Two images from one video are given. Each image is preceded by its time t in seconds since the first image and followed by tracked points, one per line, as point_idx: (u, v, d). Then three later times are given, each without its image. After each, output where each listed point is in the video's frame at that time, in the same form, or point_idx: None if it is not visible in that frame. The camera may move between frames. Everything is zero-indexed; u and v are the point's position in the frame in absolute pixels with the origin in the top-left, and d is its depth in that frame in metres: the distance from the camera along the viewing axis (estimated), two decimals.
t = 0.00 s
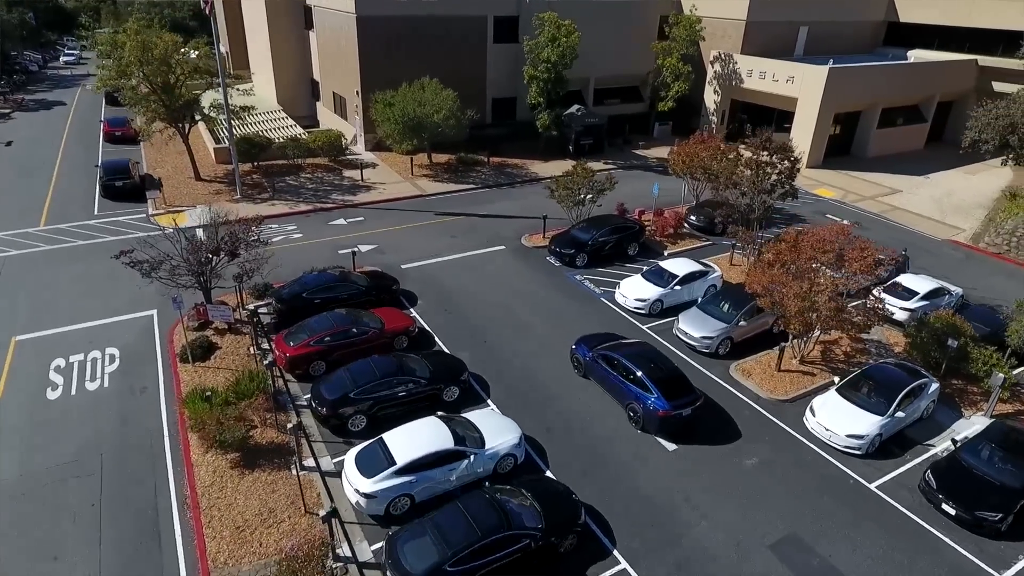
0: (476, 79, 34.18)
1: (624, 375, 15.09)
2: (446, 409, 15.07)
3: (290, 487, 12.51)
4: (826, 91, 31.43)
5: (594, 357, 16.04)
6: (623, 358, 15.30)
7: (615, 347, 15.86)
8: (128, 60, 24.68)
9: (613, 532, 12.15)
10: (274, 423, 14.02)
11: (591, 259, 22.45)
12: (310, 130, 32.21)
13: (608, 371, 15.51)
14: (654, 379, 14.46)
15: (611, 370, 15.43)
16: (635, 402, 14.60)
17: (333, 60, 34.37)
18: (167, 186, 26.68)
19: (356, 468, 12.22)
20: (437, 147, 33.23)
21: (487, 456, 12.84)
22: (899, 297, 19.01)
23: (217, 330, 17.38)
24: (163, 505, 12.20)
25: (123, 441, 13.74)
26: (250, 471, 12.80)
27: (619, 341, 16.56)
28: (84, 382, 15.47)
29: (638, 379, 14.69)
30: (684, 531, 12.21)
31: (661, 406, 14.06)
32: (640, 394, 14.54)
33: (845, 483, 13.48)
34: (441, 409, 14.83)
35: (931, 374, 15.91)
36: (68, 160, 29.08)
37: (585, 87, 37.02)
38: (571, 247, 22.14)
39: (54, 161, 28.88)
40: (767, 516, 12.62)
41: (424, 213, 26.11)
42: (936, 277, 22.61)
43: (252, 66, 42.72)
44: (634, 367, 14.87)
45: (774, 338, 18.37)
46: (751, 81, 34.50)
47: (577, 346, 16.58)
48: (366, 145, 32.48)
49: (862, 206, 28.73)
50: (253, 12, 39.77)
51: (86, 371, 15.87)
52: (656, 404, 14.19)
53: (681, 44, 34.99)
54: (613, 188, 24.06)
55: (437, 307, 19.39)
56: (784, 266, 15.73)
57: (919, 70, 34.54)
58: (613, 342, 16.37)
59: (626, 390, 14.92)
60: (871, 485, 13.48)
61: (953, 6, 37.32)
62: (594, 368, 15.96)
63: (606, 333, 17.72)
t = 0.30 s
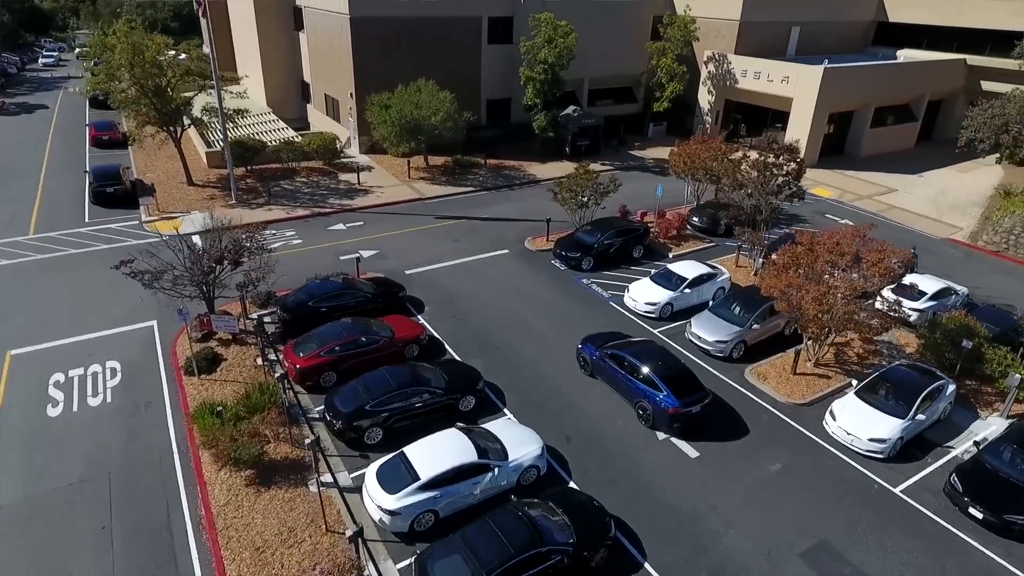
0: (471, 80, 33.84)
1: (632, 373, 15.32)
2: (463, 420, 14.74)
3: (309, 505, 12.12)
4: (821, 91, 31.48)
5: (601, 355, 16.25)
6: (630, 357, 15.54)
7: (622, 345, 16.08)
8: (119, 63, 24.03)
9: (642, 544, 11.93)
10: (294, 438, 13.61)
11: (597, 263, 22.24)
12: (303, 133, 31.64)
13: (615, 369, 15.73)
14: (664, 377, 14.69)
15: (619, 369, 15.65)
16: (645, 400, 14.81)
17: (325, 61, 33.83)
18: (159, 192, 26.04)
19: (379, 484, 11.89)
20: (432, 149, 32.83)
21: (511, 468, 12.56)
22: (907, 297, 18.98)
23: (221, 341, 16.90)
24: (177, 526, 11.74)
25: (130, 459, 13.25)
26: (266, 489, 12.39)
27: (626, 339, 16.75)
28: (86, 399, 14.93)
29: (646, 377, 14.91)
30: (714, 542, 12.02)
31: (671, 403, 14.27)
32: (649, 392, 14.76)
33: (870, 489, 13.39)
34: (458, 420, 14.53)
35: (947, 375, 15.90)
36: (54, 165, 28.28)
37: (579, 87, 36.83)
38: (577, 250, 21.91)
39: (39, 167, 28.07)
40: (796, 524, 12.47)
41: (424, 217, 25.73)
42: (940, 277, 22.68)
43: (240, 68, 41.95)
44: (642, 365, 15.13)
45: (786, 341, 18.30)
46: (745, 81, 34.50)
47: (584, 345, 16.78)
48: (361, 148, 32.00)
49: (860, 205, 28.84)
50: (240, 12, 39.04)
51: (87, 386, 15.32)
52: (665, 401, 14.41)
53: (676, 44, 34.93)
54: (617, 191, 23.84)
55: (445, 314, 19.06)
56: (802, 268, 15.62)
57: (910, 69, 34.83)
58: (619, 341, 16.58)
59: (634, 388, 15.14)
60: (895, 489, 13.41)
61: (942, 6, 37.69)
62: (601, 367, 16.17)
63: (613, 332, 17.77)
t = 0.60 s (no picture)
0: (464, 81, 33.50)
1: (639, 371, 15.45)
2: (480, 429, 14.46)
3: (330, 522, 11.75)
4: (815, 90, 31.59)
5: (606, 354, 16.35)
6: (637, 355, 15.66)
7: (627, 344, 16.20)
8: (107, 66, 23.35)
9: (673, 554, 11.75)
10: (315, 454, 13.25)
11: (602, 266, 22.09)
12: (295, 136, 31.08)
13: (622, 368, 15.83)
14: (672, 374, 14.82)
15: (625, 367, 15.77)
16: (653, 398, 14.95)
17: (316, 63, 33.28)
18: (150, 198, 25.37)
19: (403, 499, 11.56)
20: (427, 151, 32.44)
21: (536, 480, 12.31)
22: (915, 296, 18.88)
23: (225, 352, 16.43)
24: (193, 548, 11.31)
25: (140, 478, 12.76)
26: (284, 506, 11.99)
27: (631, 337, 16.83)
28: (89, 415, 14.39)
29: (654, 374, 15.06)
30: (744, 549, 11.90)
31: (680, 400, 14.43)
32: (657, 390, 14.91)
33: (894, 491, 13.36)
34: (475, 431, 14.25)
35: (960, 375, 15.98)
36: (38, 171, 27.45)
37: (573, 88, 36.66)
38: (581, 253, 21.71)
39: (23, 173, 27.22)
40: (823, 529, 12.40)
41: (423, 221, 25.36)
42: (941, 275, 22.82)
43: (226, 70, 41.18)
44: (649, 363, 15.29)
45: (797, 342, 18.28)
46: (738, 81, 34.54)
47: (589, 344, 16.86)
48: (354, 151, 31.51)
49: (857, 204, 29.01)
50: (227, 13, 38.31)
51: (89, 402, 14.77)
52: (674, 398, 14.56)
53: (669, 45, 34.92)
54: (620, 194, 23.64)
55: (453, 320, 18.74)
56: (816, 271, 15.76)
57: (899, 69, 35.19)
58: (624, 339, 16.69)
59: (642, 386, 15.27)
60: (918, 491, 13.40)
61: (928, 6, 38.15)
62: (607, 366, 16.27)
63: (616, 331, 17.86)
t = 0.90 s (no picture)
0: (459, 82, 33.24)
1: (643, 369, 15.58)
2: (494, 437, 14.29)
3: (347, 534, 11.52)
4: (810, 90, 31.73)
5: (610, 352, 16.47)
6: (640, 352, 15.79)
7: (630, 342, 16.33)
8: (99, 70, 22.86)
9: (697, 560, 11.65)
10: (330, 466, 13.01)
11: (605, 267, 22.00)
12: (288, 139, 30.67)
13: (626, 366, 15.96)
14: (677, 371, 14.96)
15: (629, 365, 15.89)
16: (658, 395, 15.08)
17: (308, 64, 32.86)
18: (143, 203, 24.89)
19: (423, 511, 11.36)
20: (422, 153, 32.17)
21: (556, 487, 12.17)
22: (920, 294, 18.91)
23: (230, 362, 16.10)
24: (208, 564, 11.02)
25: (148, 493, 12.44)
26: (300, 519, 11.73)
27: (633, 337, 16.97)
28: (92, 428, 14.02)
29: (658, 371, 15.19)
30: (766, 554, 11.84)
31: (685, 397, 14.58)
32: (662, 387, 15.04)
33: (911, 492, 13.38)
34: (490, 438, 14.08)
35: (969, 374, 16.05)
36: (25, 176, 26.84)
37: (566, 88, 36.55)
38: (585, 256, 21.59)
39: (9, 178, 26.59)
40: (844, 532, 12.38)
41: (422, 224, 25.12)
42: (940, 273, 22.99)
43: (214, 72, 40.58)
44: (653, 361, 15.42)
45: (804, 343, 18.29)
46: (732, 81, 34.64)
47: (592, 343, 16.97)
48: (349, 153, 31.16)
49: (852, 203, 29.19)
50: (215, 13, 37.74)
51: (91, 415, 14.39)
52: (680, 395, 14.70)
53: (663, 46, 34.92)
54: (621, 195, 23.52)
55: (459, 325, 18.54)
56: (825, 272, 15.98)
57: (890, 68, 35.50)
58: (627, 337, 16.81)
59: (647, 384, 15.39)
60: (935, 491, 13.43)
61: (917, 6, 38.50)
62: (611, 364, 16.39)
63: (618, 329, 17.99)
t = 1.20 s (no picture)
0: (451, 83, 32.90)
1: (649, 366, 15.80)
2: (514, 445, 14.09)
3: (374, 551, 11.22)
4: (801, 90, 31.95)
5: (615, 351, 16.67)
6: (645, 349, 16.03)
7: (635, 340, 16.54)
8: (86, 72, 22.27)
9: (729, 568, 11.57)
10: (350, 480, 12.71)
11: (610, 270, 21.87)
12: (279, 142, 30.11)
13: (631, 363, 16.16)
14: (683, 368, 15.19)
15: (634, 362, 16.11)
16: (665, 392, 15.30)
17: (298, 66, 32.28)
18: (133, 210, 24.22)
19: (452, 525, 11.11)
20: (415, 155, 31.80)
21: (584, 497, 12.01)
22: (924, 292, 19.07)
23: (237, 373, 15.67)
24: None
25: (162, 512, 12.01)
26: (324, 537, 11.40)
27: (638, 334, 17.17)
28: (98, 446, 13.53)
29: (663, 367, 15.42)
30: (797, 559, 11.84)
31: (692, 393, 14.82)
32: (669, 383, 15.26)
33: (932, 492, 13.45)
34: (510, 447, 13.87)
35: (979, 371, 16.21)
36: (7, 183, 25.97)
37: (558, 89, 36.39)
38: (590, 259, 21.46)
39: None
40: (871, 534, 12.43)
41: (422, 228, 24.79)
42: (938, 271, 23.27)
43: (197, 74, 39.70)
44: (659, 358, 15.64)
45: (814, 343, 18.34)
46: (723, 81, 34.79)
47: (597, 341, 17.16)
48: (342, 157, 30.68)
49: (846, 202, 29.46)
50: (199, 14, 36.94)
51: (96, 432, 13.89)
52: (686, 391, 14.93)
53: (655, 46, 34.91)
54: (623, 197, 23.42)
55: (468, 332, 18.31)
56: (840, 272, 15.92)
57: (876, 68, 35.91)
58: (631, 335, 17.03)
59: (653, 380, 15.61)
60: (955, 490, 13.51)
61: (901, 5, 39.01)
62: (616, 362, 16.58)
63: (622, 328, 18.18)
